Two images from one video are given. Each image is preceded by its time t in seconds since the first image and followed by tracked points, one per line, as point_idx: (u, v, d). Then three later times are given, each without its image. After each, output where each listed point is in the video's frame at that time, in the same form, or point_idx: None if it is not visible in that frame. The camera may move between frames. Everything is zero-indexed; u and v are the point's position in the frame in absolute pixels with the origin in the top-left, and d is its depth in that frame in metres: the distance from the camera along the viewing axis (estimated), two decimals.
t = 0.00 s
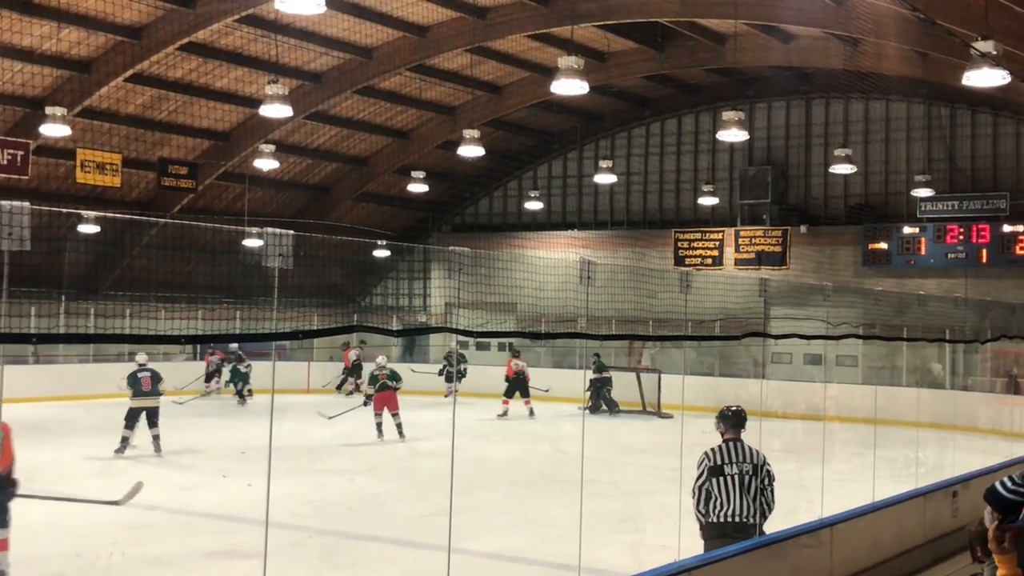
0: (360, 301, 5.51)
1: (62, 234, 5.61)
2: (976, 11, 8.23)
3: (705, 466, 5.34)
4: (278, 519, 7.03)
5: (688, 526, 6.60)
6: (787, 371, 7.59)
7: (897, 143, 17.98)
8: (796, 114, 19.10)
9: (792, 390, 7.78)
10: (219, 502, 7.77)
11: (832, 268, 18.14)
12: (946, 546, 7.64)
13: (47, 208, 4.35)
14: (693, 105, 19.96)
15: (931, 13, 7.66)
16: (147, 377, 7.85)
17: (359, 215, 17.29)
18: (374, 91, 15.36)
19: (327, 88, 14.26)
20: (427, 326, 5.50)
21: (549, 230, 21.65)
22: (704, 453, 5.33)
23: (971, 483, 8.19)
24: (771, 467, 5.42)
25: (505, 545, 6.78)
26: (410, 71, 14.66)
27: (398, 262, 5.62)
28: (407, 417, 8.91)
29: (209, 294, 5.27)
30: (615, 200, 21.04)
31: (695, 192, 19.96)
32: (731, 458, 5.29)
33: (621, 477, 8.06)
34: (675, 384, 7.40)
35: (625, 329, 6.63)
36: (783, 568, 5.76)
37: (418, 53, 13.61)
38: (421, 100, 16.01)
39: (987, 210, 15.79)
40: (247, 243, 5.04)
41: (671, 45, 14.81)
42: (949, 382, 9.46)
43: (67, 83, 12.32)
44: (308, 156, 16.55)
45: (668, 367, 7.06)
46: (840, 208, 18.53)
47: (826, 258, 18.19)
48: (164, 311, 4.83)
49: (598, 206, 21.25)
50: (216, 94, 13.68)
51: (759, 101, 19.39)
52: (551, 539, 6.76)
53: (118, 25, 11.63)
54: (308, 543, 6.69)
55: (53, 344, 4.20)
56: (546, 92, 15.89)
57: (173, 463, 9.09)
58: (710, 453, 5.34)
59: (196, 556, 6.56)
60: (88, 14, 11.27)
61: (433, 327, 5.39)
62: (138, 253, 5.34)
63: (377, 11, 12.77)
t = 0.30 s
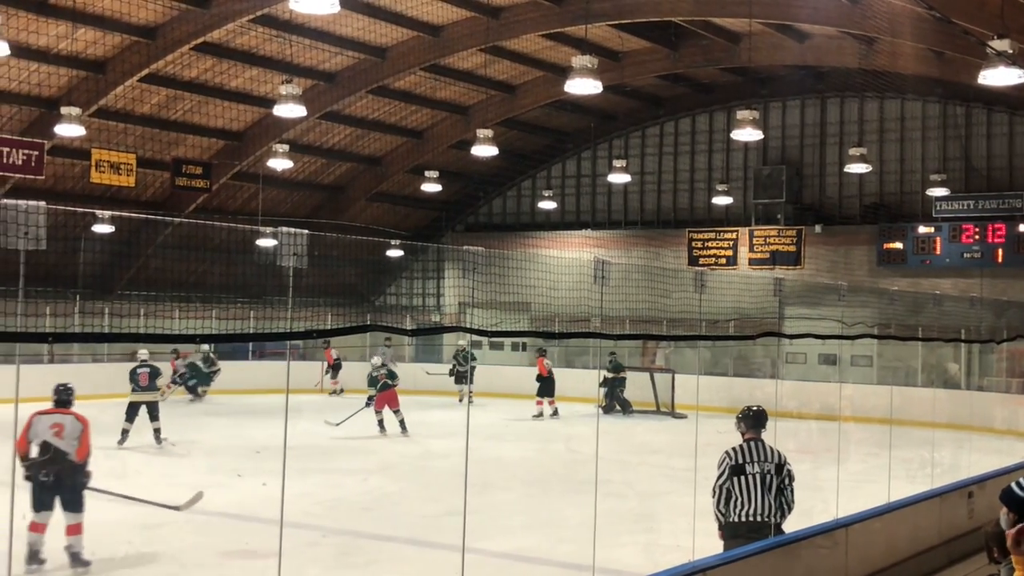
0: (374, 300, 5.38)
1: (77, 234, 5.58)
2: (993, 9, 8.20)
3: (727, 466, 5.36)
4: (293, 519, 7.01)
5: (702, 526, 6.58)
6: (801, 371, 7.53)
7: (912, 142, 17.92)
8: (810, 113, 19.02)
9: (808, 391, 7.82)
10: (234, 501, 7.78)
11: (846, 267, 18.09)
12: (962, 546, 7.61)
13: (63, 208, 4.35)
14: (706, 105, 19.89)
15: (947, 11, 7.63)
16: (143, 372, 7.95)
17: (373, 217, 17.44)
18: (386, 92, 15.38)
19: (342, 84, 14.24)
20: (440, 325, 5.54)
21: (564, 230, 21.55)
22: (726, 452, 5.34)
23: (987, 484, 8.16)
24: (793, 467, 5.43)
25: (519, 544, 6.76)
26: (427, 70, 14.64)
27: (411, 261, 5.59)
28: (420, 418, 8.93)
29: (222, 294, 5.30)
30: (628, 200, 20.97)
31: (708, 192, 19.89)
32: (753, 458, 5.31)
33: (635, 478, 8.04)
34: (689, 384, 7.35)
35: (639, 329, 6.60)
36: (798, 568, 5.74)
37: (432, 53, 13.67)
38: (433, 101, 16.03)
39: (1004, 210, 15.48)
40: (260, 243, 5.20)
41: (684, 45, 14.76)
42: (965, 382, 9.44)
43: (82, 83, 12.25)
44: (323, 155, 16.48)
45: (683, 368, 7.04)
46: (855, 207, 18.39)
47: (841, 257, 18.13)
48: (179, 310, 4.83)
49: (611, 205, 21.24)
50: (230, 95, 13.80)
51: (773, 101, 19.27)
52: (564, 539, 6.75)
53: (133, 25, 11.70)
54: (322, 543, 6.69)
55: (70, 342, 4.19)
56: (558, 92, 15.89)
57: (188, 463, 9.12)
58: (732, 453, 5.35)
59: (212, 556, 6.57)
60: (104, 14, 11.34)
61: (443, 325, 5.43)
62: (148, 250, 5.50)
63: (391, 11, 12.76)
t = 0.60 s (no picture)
0: (384, 301, 5.36)
1: (91, 234, 5.68)
2: (1004, 9, 8.17)
3: (750, 465, 5.60)
4: (305, 520, 7.03)
5: (712, 527, 6.58)
6: (810, 372, 7.45)
7: (922, 142, 17.87)
8: (820, 113, 18.93)
9: (822, 392, 7.60)
10: (243, 501, 7.81)
11: (857, 268, 18.10)
12: (973, 547, 7.60)
13: (73, 211, 4.43)
14: (715, 105, 19.87)
15: (958, 12, 7.61)
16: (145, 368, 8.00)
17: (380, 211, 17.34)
18: (395, 93, 15.39)
19: (352, 86, 14.35)
20: (449, 326, 5.55)
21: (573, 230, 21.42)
22: (751, 452, 5.60)
23: (998, 485, 8.16)
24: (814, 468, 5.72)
25: (529, 544, 6.77)
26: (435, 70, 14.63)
27: (421, 262, 5.51)
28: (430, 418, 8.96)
29: (232, 295, 5.23)
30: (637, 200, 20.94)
31: (718, 193, 19.87)
32: (777, 458, 5.57)
33: (645, 478, 8.04)
34: (698, 385, 7.29)
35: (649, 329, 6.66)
36: (809, 569, 5.74)
37: (442, 53, 13.59)
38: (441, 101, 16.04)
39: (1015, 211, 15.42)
40: (270, 244, 5.17)
41: (693, 45, 14.73)
42: (975, 383, 9.43)
43: (92, 84, 12.32)
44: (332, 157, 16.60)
45: (692, 368, 7.02)
46: (866, 208, 18.29)
47: (852, 257, 18.12)
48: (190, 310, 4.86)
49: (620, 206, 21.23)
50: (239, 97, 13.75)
51: (784, 101, 19.28)
52: (574, 540, 6.75)
53: (144, 26, 11.71)
54: (333, 543, 6.71)
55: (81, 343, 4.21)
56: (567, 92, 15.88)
57: (199, 464, 9.14)
58: (755, 454, 5.61)
59: (223, 556, 6.60)
60: (114, 16, 11.32)
61: (453, 328, 5.42)
62: (158, 252, 5.61)
63: (399, 12, 12.77)
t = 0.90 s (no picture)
0: (391, 300, 5.41)
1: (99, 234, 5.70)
2: (1013, 8, 8.16)
3: (775, 463, 5.69)
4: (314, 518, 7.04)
5: (720, 527, 6.58)
6: (819, 372, 7.39)
7: (930, 142, 17.83)
8: (829, 112, 18.88)
9: (829, 391, 7.44)
10: (252, 501, 7.81)
11: (866, 267, 17.99)
12: (982, 548, 7.58)
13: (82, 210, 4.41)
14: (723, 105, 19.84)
15: (967, 10, 7.60)
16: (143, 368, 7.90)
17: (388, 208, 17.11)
18: (403, 93, 15.40)
19: (360, 86, 14.31)
20: (458, 325, 5.60)
21: (582, 231, 21.52)
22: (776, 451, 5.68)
23: (1006, 485, 8.16)
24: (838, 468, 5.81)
25: (537, 545, 6.77)
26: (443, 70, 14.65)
27: (429, 261, 5.47)
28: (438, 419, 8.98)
29: (241, 295, 5.19)
30: (646, 200, 20.99)
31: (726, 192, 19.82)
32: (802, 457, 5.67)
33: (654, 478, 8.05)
34: (707, 385, 7.18)
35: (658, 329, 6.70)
36: (818, 569, 5.74)
37: (450, 53, 13.60)
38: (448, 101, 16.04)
39: None
40: (278, 244, 5.12)
41: (701, 44, 14.72)
42: (984, 384, 9.41)
43: (100, 84, 12.33)
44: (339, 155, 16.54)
45: (701, 369, 7.02)
46: (875, 207, 18.30)
47: (861, 257, 18.08)
48: (199, 311, 4.93)
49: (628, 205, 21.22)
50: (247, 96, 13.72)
51: (792, 101, 19.27)
52: (582, 540, 6.75)
53: (153, 26, 11.68)
54: (341, 543, 6.72)
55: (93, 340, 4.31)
56: (574, 92, 15.88)
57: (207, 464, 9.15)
58: (779, 452, 5.70)
59: (232, 555, 6.62)
60: (122, 15, 11.29)
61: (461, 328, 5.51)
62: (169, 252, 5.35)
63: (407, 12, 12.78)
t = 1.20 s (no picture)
0: (400, 299, 5.43)
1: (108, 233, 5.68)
2: None
3: (794, 461, 5.61)
4: (323, 519, 7.03)
5: (731, 527, 6.57)
6: (830, 372, 7.33)
7: (941, 141, 17.78)
8: (839, 112, 18.99)
9: (838, 389, 7.52)
10: (263, 500, 7.81)
11: (877, 267, 18.00)
12: (994, 548, 7.54)
13: (93, 208, 4.36)
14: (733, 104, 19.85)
15: (978, 10, 7.57)
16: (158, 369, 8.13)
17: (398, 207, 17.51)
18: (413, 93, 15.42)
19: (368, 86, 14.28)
20: (467, 325, 5.53)
21: (590, 230, 21.86)
22: (793, 450, 5.60)
23: (1019, 485, 8.11)
24: (856, 465, 5.74)
25: (547, 544, 6.76)
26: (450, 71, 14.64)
27: (437, 261, 5.66)
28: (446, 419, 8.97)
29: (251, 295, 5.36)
30: (656, 200, 21.30)
31: (735, 192, 20.20)
32: (819, 456, 5.59)
33: (664, 478, 8.04)
34: (716, 386, 7.21)
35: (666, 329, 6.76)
36: (829, 570, 5.71)
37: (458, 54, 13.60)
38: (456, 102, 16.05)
39: None
40: (289, 243, 5.17)
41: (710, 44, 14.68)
42: (995, 383, 9.38)
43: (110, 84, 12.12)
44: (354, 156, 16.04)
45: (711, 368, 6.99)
46: (884, 207, 18.38)
47: (871, 257, 18.01)
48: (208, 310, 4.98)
49: (639, 205, 21.46)
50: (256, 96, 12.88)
51: (801, 101, 19.23)
52: (592, 541, 6.74)
53: (164, 27, 11.64)
54: (350, 543, 6.71)
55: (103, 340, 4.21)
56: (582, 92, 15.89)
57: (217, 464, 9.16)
58: (797, 450, 5.60)
59: (242, 555, 6.61)
60: (133, 15, 11.41)
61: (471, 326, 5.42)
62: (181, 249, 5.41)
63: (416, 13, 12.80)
